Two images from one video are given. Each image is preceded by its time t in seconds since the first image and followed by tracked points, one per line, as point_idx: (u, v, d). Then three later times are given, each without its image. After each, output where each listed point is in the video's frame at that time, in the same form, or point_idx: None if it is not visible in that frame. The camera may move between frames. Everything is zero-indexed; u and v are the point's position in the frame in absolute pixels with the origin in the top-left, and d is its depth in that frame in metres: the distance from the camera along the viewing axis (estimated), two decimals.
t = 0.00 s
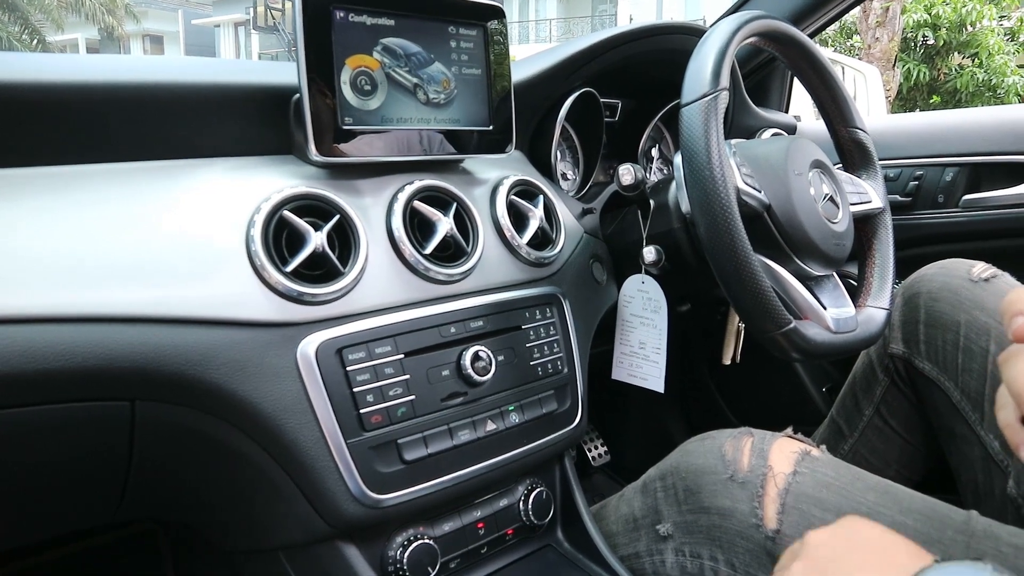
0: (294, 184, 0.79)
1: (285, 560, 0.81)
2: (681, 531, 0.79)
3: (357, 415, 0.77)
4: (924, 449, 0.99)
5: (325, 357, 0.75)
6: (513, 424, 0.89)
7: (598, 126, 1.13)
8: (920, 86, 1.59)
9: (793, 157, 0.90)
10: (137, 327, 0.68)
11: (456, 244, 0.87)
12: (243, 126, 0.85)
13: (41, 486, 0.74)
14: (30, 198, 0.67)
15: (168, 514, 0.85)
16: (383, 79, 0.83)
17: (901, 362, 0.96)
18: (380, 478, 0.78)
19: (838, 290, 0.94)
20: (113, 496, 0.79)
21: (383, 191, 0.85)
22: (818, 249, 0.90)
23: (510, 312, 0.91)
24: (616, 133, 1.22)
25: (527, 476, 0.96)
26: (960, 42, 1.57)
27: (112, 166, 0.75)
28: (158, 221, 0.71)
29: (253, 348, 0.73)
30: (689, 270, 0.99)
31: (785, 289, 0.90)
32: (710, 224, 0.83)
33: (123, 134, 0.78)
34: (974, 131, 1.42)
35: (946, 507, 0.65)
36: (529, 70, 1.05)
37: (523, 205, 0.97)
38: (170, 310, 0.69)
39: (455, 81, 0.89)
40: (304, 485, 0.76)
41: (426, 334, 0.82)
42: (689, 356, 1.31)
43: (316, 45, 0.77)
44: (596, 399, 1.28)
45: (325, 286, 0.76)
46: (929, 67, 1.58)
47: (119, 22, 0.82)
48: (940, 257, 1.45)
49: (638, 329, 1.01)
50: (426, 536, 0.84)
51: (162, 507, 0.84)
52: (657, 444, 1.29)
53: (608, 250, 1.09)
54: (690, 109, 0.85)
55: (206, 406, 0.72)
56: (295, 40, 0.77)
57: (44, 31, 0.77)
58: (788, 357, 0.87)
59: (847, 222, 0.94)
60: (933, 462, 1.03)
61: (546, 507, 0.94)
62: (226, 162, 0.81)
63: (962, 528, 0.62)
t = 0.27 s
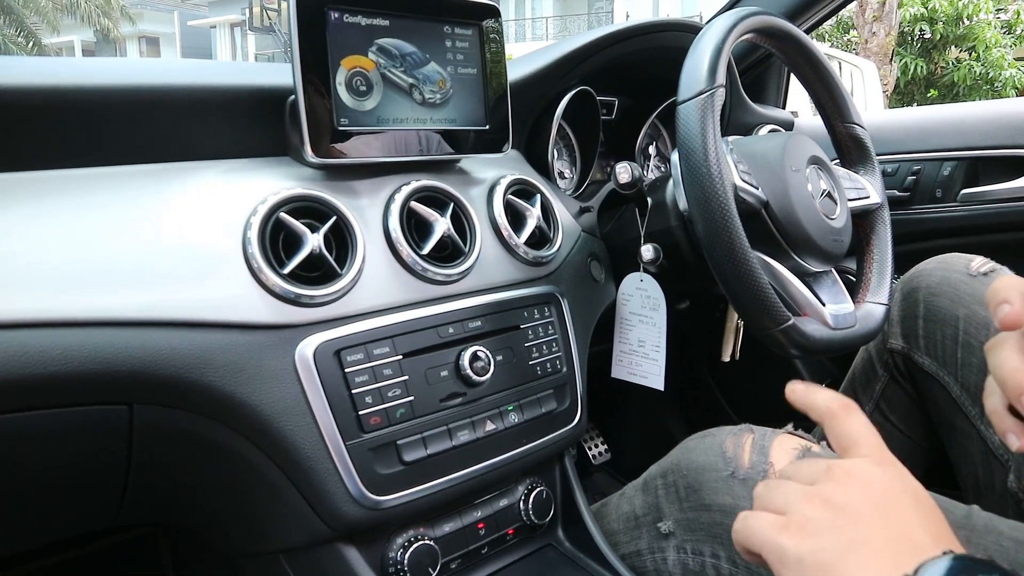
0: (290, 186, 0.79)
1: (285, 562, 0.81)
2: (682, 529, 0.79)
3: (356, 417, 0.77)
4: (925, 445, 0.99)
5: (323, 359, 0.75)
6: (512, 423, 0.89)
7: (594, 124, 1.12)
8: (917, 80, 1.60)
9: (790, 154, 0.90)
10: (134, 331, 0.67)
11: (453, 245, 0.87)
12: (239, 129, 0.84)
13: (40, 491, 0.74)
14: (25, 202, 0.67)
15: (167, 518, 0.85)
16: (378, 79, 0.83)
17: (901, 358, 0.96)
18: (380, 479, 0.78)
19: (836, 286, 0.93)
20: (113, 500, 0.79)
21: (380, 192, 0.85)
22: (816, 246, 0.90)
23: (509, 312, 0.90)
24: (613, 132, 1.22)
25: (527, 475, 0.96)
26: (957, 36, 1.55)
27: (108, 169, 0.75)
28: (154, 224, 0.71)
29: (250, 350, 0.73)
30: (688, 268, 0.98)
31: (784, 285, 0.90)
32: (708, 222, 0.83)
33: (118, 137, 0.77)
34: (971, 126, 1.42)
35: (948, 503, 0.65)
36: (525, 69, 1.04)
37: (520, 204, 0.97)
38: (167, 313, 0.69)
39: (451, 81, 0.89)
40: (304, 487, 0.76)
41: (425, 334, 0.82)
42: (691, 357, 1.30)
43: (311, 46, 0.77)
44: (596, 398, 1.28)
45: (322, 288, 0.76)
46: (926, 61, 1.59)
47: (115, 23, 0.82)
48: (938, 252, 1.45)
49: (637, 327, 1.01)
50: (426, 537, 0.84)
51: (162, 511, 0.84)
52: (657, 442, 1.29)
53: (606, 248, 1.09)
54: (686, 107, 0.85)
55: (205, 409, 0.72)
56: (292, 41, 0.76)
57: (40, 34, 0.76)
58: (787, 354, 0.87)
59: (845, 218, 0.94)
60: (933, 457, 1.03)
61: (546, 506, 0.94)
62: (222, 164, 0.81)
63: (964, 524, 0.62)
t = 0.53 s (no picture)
0: (290, 189, 0.79)
1: (286, 563, 0.81)
2: (682, 530, 0.80)
3: (357, 419, 0.77)
4: (924, 444, 0.99)
5: (324, 361, 0.75)
6: (512, 425, 0.89)
7: (593, 126, 1.13)
8: (916, 78, 1.60)
9: (789, 155, 0.91)
10: (136, 334, 0.68)
11: (453, 247, 0.88)
12: (239, 132, 0.85)
13: (42, 493, 0.74)
14: (26, 207, 0.67)
15: (169, 520, 0.86)
16: (377, 82, 0.83)
17: (899, 357, 0.97)
18: (381, 481, 0.78)
19: (835, 286, 0.94)
20: (114, 502, 0.79)
21: (380, 195, 0.85)
22: (815, 246, 0.90)
23: (508, 314, 0.91)
24: (612, 133, 1.22)
25: (527, 476, 0.96)
26: (956, 33, 1.58)
27: (108, 173, 0.75)
28: (155, 228, 0.71)
29: (251, 353, 0.73)
30: (687, 269, 0.99)
31: (783, 287, 0.89)
32: (706, 223, 0.83)
33: (118, 141, 0.78)
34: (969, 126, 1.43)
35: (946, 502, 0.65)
36: (524, 71, 1.05)
37: (520, 206, 0.97)
38: (169, 317, 0.69)
39: (450, 83, 0.89)
40: (305, 489, 0.76)
41: (425, 337, 0.83)
42: (692, 358, 1.28)
43: (311, 50, 0.77)
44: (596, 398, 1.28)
45: (323, 290, 0.76)
46: (926, 59, 1.59)
47: (114, 25, 0.81)
48: (936, 251, 1.45)
49: (637, 328, 1.01)
50: (427, 538, 0.84)
51: (163, 513, 0.84)
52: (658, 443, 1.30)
53: (605, 249, 1.09)
54: (685, 108, 0.85)
55: (206, 412, 0.72)
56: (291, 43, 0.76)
57: (40, 36, 0.76)
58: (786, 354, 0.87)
59: (843, 218, 0.94)
60: (932, 457, 1.03)
61: (547, 507, 0.95)
62: (222, 167, 0.81)
63: (962, 524, 0.62)
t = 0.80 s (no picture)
0: (289, 196, 0.80)
1: (287, 569, 0.81)
2: (682, 533, 0.80)
3: (357, 425, 0.77)
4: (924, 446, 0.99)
5: (324, 367, 0.76)
6: (512, 429, 0.89)
7: (591, 130, 1.13)
8: (915, 79, 1.59)
9: (786, 158, 0.91)
10: (135, 342, 0.68)
11: (452, 252, 0.88)
12: (237, 139, 0.85)
13: (43, 501, 0.74)
14: (26, 215, 0.67)
15: (170, 527, 0.86)
16: (376, 88, 0.83)
17: (899, 359, 0.97)
18: (381, 487, 0.78)
19: (833, 288, 0.95)
20: (115, 509, 0.79)
21: (379, 201, 0.85)
22: (813, 249, 0.91)
23: (508, 318, 0.91)
24: (610, 137, 1.22)
25: (527, 481, 0.96)
26: (952, 34, 1.58)
27: (107, 181, 0.75)
28: (154, 235, 0.71)
29: (251, 360, 0.73)
30: (686, 272, 0.99)
31: (782, 289, 0.90)
32: (704, 227, 0.84)
33: (117, 149, 0.78)
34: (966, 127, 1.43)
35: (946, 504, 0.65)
36: (522, 76, 1.05)
37: (518, 211, 0.97)
38: (169, 324, 0.69)
39: (448, 88, 0.89)
40: (305, 495, 0.76)
41: (425, 342, 0.83)
42: (692, 355, 1.28)
43: (309, 57, 0.77)
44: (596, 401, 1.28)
45: (322, 297, 0.76)
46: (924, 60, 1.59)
47: (114, 31, 0.81)
48: (934, 252, 1.46)
49: (637, 331, 1.02)
50: (428, 543, 0.84)
51: (164, 520, 0.84)
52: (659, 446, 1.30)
53: (604, 253, 1.09)
54: (682, 112, 0.86)
55: (206, 419, 0.73)
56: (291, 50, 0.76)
57: (39, 42, 0.77)
58: (785, 357, 0.87)
59: (841, 220, 0.94)
60: (932, 458, 1.03)
61: (547, 511, 0.95)
62: (221, 174, 0.81)
63: (962, 525, 0.62)
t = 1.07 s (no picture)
0: (287, 207, 0.80)
1: None
2: (682, 541, 0.80)
3: (356, 435, 0.77)
4: (923, 451, 0.99)
5: (322, 378, 0.76)
6: (511, 438, 0.89)
7: (589, 138, 1.14)
8: (912, 83, 1.60)
9: (782, 165, 0.91)
10: (134, 354, 0.68)
11: (450, 261, 0.88)
12: (235, 151, 0.85)
13: (43, 513, 0.74)
14: (25, 229, 0.67)
15: (170, 538, 0.86)
16: (373, 99, 0.84)
17: (897, 364, 0.97)
18: (380, 497, 0.78)
19: (831, 294, 0.95)
20: (114, 521, 0.79)
21: (376, 211, 0.86)
22: (810, 255, 0.91)
23: (506, 327, 0.91)
24: (607, 144, 1.22)
25: (527, 489, 0.96)
26: (949, 37, 1.58)
27: (106, 194, 0.76)
28: (153, 248, 0.72)
29: (249, 371, 0.73)
30: (683, 279, 0.99)
31: (778, 296, 0.91)
32: (701, 235, 0.84)
33: (115, 162, 0.78)
34: (962, 132, 1.44)
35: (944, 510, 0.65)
36: (518, 85, 1.06)
37: (516, 219, 0.97)
38: (167, 336, 0.69)
39: (445, 98, 0.90)
40: (304, 505, 0.76)
41: (423, 352, 0.83)
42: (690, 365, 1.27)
43: (306, 68, 0.78)
44: (595, 409, 1.28)
45: (320, 307, 0.76)
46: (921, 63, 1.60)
47: (114, 41, 0.81)
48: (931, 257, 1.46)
49: (636, 339, 1.02)
50: (427, 552, 0.85)
51: (164, 531, 0.84)
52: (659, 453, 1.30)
53: (602, 261, 1.10)
54: (678, 120, 0.86)
55: (205, 430, 0.73)
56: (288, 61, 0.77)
57: (39, 51, 0.76)
58: (783, 364, 0.87)
59: (838, 226, 0.94)
60: (931, 463, 1.03)
61: (546, 519, 0.95)
62: (219, 186, 0.82)
63: (961, 531, 0.62)
